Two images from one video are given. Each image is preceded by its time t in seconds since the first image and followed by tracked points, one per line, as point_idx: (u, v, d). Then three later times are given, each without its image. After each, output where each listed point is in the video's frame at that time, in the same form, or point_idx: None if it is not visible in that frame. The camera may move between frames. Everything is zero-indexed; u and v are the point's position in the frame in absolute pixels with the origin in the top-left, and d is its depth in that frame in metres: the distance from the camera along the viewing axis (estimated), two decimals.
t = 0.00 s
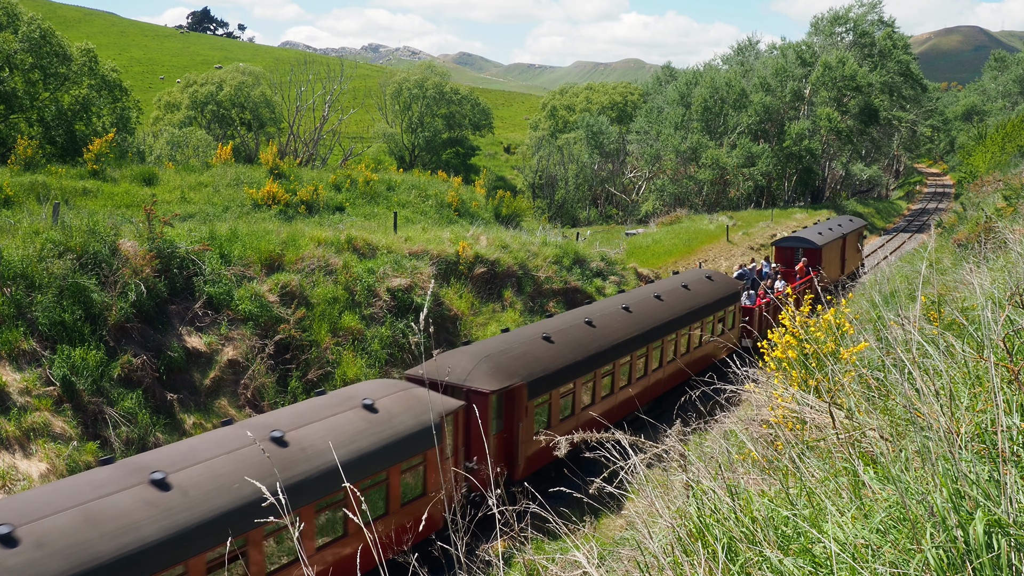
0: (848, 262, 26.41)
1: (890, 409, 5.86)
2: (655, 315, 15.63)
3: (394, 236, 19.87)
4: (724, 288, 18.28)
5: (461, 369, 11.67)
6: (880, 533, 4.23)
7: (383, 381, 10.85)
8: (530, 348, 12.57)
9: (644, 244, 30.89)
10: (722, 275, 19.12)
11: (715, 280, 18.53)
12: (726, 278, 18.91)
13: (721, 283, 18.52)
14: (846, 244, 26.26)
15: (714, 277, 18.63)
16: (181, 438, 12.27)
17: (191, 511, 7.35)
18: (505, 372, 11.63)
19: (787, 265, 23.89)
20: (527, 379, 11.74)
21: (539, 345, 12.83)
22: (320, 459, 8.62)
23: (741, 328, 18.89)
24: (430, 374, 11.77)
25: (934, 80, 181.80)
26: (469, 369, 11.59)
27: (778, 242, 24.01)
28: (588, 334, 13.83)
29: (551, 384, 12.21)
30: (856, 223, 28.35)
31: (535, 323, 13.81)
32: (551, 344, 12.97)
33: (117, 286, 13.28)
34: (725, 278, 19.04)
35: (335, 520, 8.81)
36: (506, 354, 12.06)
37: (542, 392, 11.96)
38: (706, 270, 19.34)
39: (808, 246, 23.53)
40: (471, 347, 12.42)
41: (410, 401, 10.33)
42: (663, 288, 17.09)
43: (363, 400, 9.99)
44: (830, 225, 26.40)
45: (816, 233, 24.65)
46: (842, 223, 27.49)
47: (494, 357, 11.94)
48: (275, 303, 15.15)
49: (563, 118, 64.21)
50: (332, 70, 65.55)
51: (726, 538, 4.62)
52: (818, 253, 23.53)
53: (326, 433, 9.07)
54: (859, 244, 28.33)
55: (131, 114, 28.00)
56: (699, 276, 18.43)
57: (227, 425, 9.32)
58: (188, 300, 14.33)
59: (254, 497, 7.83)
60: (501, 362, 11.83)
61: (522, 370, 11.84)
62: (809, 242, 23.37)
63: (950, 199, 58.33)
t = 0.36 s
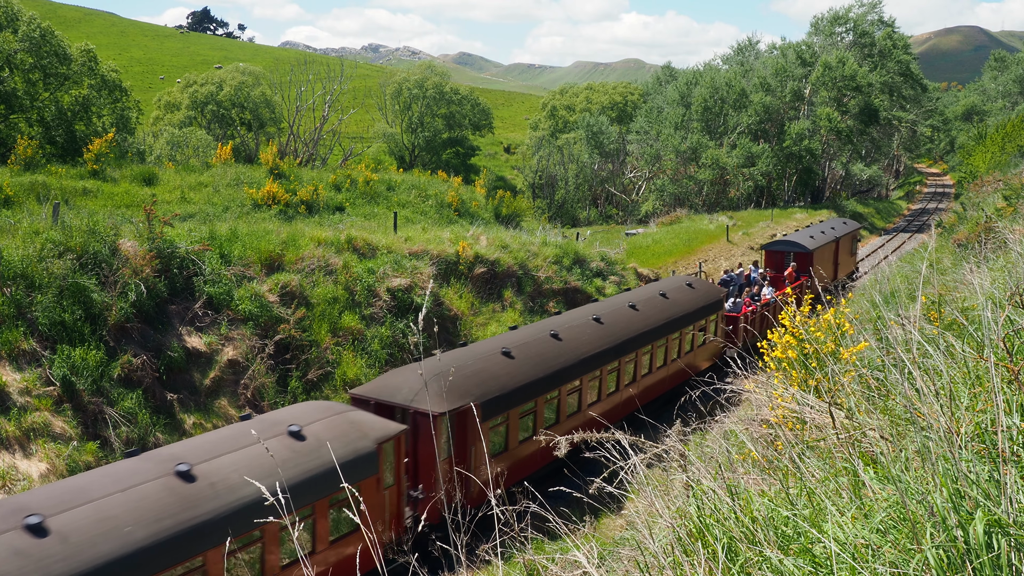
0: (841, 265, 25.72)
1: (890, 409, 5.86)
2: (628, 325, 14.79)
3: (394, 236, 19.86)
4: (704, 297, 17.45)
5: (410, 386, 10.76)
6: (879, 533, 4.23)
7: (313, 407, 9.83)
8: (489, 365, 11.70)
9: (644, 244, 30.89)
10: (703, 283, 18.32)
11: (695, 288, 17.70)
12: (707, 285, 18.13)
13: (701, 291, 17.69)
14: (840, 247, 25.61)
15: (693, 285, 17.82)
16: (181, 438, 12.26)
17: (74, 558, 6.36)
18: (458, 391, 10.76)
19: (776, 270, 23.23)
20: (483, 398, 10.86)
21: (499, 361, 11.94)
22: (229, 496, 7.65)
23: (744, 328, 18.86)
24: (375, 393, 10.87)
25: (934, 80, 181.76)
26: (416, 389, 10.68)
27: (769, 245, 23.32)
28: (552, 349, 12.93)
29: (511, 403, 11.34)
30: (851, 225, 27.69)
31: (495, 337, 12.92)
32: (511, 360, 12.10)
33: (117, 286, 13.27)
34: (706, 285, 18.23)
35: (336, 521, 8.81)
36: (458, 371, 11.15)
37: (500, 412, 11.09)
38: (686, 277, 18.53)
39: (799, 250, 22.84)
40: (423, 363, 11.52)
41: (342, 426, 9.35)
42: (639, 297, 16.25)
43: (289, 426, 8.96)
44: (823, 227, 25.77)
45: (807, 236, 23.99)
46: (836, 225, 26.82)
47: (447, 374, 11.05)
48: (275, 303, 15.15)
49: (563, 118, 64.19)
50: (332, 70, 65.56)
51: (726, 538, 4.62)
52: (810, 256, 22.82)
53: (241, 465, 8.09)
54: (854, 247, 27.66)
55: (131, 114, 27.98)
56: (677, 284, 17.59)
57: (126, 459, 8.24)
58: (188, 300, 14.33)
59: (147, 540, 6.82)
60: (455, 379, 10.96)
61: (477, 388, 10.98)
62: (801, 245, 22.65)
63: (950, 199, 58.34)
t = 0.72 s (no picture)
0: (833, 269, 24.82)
1: (890, 409, 5.86)
2: (596, 339, 13.80)
3: (394, 236, 19.87)
4: (683, 306, 16.52)
5: (348, 409, 9.83)
6: (879, 532, 4.24)
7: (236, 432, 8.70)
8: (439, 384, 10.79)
9: (644, 244, 30.90)
10: (683, 291, 17.39)
11: (675, 296, 16.78)
12: (687, 293, 17.19)
13: (681, 300, 16.76)
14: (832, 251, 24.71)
15: (673, 293, 16.91)
16: (181, 438, 12.26)
17: None
18: (401, 414, 9.82)
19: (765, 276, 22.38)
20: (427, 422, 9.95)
21: (450, 379, 11.01)
22: (119, 541, 6.47)
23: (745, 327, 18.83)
24: (312, 417, 9.97)
25: (934, 80, 182.03)
26: (355, 412, 9.76)
27: (758, 249, 22.41)
28: (511, 365, 11.98)
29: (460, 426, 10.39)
30: (845, 227, 26.75)
31: (449, 352, 11.98)
32: (464, 378, 11.16)
33: (117, 286, 13.27)
34: (687, 292, 17.31)
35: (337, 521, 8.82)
36: (401, 392, 10.22)
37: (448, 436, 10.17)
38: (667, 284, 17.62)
39: (789, 255, 21.98)
40: (366, 382, 10.60)
41: (263, 457, 8.14)
42: (613, 307, 15.32)
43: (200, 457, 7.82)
44: (816, 229, 24.87)
45: (798, 240, 23.10)
46: (830, 227, 25.89)
47: (390, 395, 10.12)
48: (275, 303, 15.15)
49: (563, 119, 64.21)
50: (332, 70, 65.58)
51: (726, 538, 4.63)
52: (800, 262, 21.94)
53: (136, 505, 6.90)
54: (848, 250, 26.76)
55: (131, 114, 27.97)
56: (655, 292, 16.68)
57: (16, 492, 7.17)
58: (188, 300, 14.33)
59: None
60: (399, 400, 10.04)
61: (422, 410, 10.05)
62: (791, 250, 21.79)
63: (950, 199, 58.35)
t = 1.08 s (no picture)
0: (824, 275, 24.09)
1: (890, 409, 5.86)
2: (561, 354, 12.94)
3: (394, 236, 19.87)
4: (659, 315, 15.64)
5: (274, 436, 8.93)
6: (880, 532, 4.24)
7: (132, 467, 7.72)
8: (378, 407, 9.90)
9: (644, 244, 30.91)
10: (659, 298, 16.51)
11: (650, 306, 15.90)
12: (663, 302, 16.33)
13: (656, 309, 15.88)
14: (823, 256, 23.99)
15: (648, 302, 16.04)
16: (181, 438, 12.25)
17: None
18: (332, 440, 8.92)
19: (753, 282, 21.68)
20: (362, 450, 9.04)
21: (393, 401, 10.12)
22: None
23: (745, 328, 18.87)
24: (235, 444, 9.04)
25: (934, 80, 182.09)
26: (282, 438, 8.87)
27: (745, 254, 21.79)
28: (464, 383, 11.08)
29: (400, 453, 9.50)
30: (838, 230, 26.01)
31: (397, 371, 11.09)
32: (408, 399, 10.26)
33: (117, 286, 13.27)
34: (664, 301, 16.44)
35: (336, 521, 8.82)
36: (337, 417, 9.34)
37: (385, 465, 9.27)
38: (643, 292, 16.74)
39: (777, 260, 21.28)
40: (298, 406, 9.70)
41: (166, 492, 7.26)
42: (583, 318, 14.45)
43: (88, 498, 6.83)
44: (808, 233, 24.17)
45: (788, 244, 22.39)
46: (823, 230, 25.14)
47: (322, 420, 9.22)
48: (275, 303, 15.15)
49: (563, 119, 64.20)
50: (332, 70, 65.57)
51: (726, 538, 4.64)
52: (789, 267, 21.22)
53: (16, 551, 5.97)
54: (840, 254, 26.05)
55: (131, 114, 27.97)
56: (629, 302, 15.81)
57: None
58: (188, 300, 14.33)
59: None
60: (331, 425, 9.16)
61: (356, 437, 9.16)
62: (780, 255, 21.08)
63: (950, 199, 58.35)
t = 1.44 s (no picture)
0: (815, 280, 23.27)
1: (890, 409, 5.86)
2: (520, 370, 12.01)
3: (394, 236, 19.87)
4: (632, 327, 14.71)
5: (182, 469, 8.03)
6: (879, 533, 4.24)
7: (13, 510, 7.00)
8: (308, 433, 8.96)
9: (644, 244, 30.91)
10: (635, 306, 15.60)
11: (624, 317, 14.98)
12: (638, 311, 15.42)
13: (630, 320, 14.96)
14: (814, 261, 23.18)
15: (622, 313, 15.12)
16: (181, 438, 12.24)
17: None
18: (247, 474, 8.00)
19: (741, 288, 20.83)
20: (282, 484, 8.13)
21: (324, 427, 9.16)
22: None
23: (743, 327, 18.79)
24: (141, 475, 8.14)
25: (934, 80, 182.19)
26: (191, 472, 7.97)
27: (731, 259, 20.91)
28: (407, 406, 10.15)
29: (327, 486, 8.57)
30: (829, 234, 25.23)
31: (333, 392, 10.12)
32: (342, 424, 9.32)
33: (117, 286, 13.27)
34: (640, 310, 15.53)
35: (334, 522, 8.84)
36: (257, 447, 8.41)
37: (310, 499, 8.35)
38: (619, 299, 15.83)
39: (765, 265, 20.42)
40: (217, 431, 8.75)
41: (45, 536, 6.55)
42: (550, 330, 13.51)
43: None
44: (798, 237, 23.38)
45: (776, 248, 21.56)
46: (813, 234, 24.38)
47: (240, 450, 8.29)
48: (275, 303, 15.15)
49: (563, 119, 64.18)
50: (332, 70, 65.57)
51: (726, 538, 4.64)
52: (777, 273, 20.39)
53: None
54: (832, 259, 25.28)
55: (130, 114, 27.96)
56: (601, 312, 14.88)
57: None
58: (188, 300, 14.33)
59: None
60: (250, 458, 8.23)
61: (276, 469, 8.23)
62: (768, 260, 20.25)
63: (950, 199, 58.36)
